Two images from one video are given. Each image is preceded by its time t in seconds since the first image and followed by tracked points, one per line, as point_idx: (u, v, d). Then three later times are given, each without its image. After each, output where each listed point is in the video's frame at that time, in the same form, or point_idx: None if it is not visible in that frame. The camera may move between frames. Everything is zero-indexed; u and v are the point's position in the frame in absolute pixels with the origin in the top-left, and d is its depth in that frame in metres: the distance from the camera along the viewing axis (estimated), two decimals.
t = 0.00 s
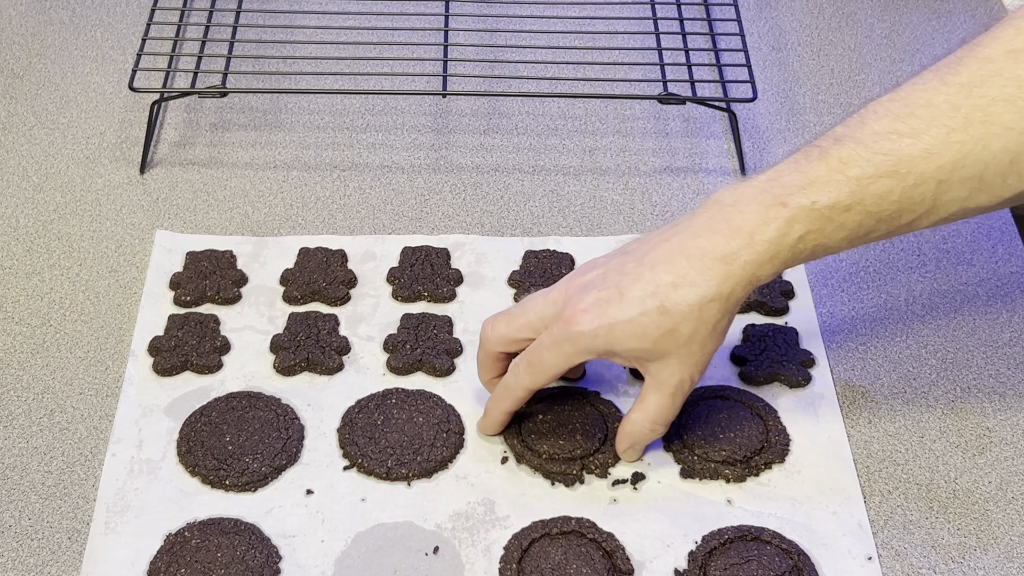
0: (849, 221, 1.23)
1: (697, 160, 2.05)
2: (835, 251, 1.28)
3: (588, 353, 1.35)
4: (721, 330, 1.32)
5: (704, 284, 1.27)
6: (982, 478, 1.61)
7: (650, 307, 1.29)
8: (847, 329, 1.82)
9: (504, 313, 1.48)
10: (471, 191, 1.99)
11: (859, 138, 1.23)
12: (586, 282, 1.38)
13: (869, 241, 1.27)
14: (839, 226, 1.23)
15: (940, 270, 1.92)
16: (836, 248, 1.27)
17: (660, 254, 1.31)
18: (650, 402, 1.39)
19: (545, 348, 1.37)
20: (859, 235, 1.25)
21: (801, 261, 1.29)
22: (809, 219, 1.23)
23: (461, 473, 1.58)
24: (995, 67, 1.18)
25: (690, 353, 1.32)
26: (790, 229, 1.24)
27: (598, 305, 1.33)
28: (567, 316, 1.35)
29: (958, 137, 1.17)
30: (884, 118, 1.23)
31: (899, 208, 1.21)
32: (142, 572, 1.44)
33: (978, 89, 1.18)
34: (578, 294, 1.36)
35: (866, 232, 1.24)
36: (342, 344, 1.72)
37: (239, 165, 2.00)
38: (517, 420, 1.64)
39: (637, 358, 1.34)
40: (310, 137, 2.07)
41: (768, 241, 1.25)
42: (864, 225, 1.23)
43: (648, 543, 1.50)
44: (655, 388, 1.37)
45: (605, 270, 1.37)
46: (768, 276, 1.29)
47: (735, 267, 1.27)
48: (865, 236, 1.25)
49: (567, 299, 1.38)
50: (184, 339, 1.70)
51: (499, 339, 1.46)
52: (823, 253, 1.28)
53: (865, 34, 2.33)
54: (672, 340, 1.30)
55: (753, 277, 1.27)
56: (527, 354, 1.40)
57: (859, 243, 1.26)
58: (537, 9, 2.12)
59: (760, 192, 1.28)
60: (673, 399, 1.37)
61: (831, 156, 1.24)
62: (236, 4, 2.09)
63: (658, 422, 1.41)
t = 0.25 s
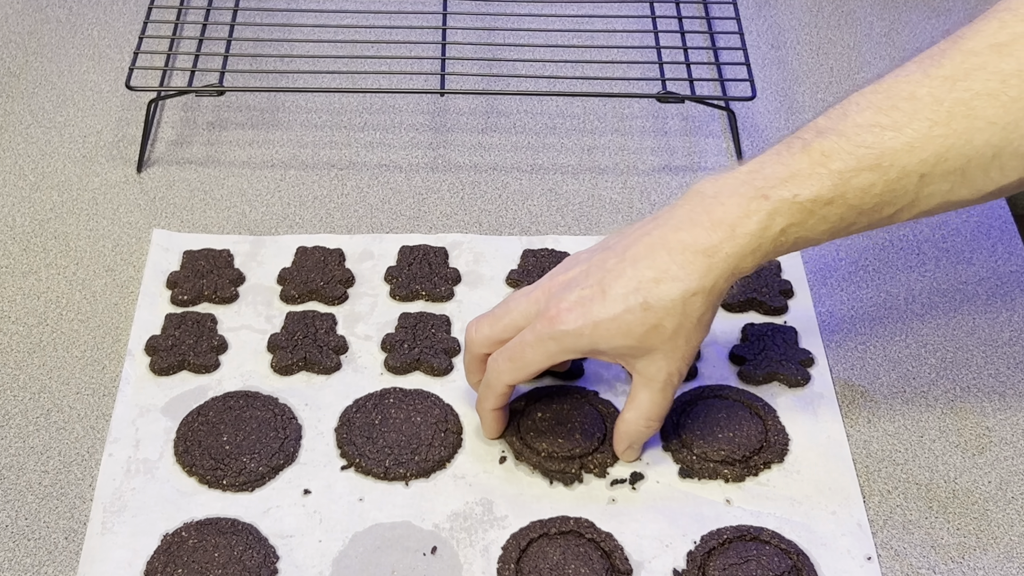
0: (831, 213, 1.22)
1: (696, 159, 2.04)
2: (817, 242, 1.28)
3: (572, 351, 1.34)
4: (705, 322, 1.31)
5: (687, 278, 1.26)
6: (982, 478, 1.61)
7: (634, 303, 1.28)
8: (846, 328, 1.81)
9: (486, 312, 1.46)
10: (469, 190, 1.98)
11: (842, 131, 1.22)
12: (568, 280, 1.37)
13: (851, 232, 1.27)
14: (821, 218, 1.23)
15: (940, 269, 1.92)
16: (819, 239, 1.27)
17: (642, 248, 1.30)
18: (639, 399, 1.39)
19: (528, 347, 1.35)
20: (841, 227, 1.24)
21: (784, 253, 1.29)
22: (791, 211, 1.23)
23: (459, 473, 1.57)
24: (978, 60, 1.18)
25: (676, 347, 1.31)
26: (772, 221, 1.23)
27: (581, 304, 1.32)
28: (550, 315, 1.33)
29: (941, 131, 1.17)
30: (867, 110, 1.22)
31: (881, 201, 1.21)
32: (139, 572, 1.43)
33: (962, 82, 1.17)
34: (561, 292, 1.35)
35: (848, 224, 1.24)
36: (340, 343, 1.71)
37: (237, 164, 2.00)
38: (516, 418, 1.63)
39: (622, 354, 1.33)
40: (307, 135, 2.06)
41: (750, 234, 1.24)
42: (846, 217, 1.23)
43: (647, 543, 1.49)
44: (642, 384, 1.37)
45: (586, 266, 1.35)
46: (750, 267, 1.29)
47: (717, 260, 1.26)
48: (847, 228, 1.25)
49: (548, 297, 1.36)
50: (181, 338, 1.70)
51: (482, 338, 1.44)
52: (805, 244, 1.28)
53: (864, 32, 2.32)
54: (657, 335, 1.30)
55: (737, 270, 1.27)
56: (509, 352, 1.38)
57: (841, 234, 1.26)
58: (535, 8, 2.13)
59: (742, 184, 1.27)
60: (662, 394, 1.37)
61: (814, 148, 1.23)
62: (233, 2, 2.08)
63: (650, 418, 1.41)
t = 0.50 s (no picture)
0: (814, 208, 1.22)
1: (694, 158, 2.04)
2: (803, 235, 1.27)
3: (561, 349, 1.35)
4: (692, 316, 1.31)
5: (671, 273, 1.26)
6: (981, 477, 1.60)
7: (618, 299, 1.29)
8: (846, 327, 1.80)
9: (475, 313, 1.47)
10: (468, 189, 1.98)
11: (825, 124, 1.21)
12: (553, 278, 1.37)
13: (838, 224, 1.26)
14: (804, 213, 1.22)
15: (939, 268, 1.91)
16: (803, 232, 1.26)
17: (625, 244, 1.30)
18: (632, 396, 1.39)
19: (516, 345, 1.36)
20: (824, 220, 1.24)
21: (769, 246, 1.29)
22: (774, 205, 1.22)
23: (457, 473, 1.57)
24: (962, 54, 1.15)
25: (663, 341, 1.31)
26: (755, 215, 1.22)
27: (568, 303, 1.33)
28: (538, 314, 1.35)
29: (925, 125, 1.15)
30: (851, 106, 1.20)
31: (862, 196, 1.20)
32: (136, 572, 1.43)
33: (946, 76, 1.15)
34: (546, 291, 1.35)
35: (831, 218, 1.24)
36: (338, 342, 1.71)
37: (234, 162, 1.99)
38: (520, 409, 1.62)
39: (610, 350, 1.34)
40: (305, 134, 2.05)
41: (734, 230, 1.24)
42: (829, 211, 1.22)
43: (646, 543, 1.49)
44: (632, 381, 1.37)
45: (572, 264, 1.36)
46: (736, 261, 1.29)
47: (701, 254, 1.25)
48: (831, 222, 1.25)
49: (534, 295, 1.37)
50: (178, 337, 1.69)
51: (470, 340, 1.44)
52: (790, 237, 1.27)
53: (863, 30, 2.32)
54: (643, 330, 1.30)
55: (720, 265, 1.26)
56: (496, 350, 1.38)
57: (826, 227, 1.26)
58: (533, 6, 2.14)
59: (725, 177, 1.26)
60: (651, 389, 1.37)
61: (798, 141, 1.22)
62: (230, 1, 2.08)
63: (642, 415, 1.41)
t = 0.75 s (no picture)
0: (805, 192, 1.21)
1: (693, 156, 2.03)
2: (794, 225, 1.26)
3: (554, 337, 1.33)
4: (686, 300, 1.28)
5: (662, 253, 1.25)
6: (981, 477, 1.60)
7: (609, 280, 1.27)
8: (845, 327, 1.80)
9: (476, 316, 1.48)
10: (466, 188, 1.97)
11: (819, 112, 1.22)
12: (549, 272, 1.38)
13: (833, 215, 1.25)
14: (794, 196, 1.22)
15: (939, 268, 1.90)
16: (794, 222, 1.25)
17: (618, 232, 1.30)
18: (625, 383, 1.33)
19: (510, 334, 1.36)
20: (816, 207, 1.22)
21: (760, 235, 1.27)
22: (765, 188, 1.22)
23: (456, 472, 1.56)
24: (957, 44, 1.17)
25: (655, 322, 1.28)
26: (745, 197, 1.22)
27: (561, 289, 1.32)
28: (531, 302, 1.34)
29: (918, 112, 1.15)
30: (845, 96, 1.22)
31: (851, 184, 1.20)
32: (133, 572, 1.42)
33: (939, 65, 1.17)
34: (541, 283, 1.36)
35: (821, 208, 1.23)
36: (335, 342, 1.70)
37: (232, 161, 1.99)
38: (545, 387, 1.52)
39: (603, 337, 1.31)
40: (302, 133, 2.05)
41: (724, 211, 1.23)
42: (818, 197, 1.21)
43: (644, 543, 1.48)
44: (626, 366, 1.32)
45: (567, 257, 1.36)
46: (729, 247, 1.27)
47: (692, 234, 1.24)
48: (822, 212, 1.23)
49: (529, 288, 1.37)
50: (175, 337, 1.69)
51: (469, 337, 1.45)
52: (782, 226, 1.26)
53: (863, 29, 2.31)
54: (636, 312, 1.27)
55: (712, 246, 1.25)
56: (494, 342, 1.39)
57: (818, 218, 1.24)
58: (531, 5, 2.14)
59: (717, 165, 1.27)
60: (645, 373, 1.31)
61: (789, 129, 1.23)
62: None
63: (635, 401, 1.34)
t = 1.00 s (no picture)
0: (812, 147, 1.20)
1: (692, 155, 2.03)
2: (804, 189, 1.24)
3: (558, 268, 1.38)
4: (682, 232, 1.25)
5: (661, 183, 1.27)
6: (981, 477, 1.59)
7: (606, 214, 1.31)
8: (845, 326, 1.79)
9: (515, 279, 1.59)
10: (464, 187, 1.97)
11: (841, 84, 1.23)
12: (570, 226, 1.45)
13: (846, 179, 1.21)
14: (800, 148, 1.20)
15: (938, 267, 1.90)
16: (803, 184, 1.23)
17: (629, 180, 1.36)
18: (609, 313, 1.28)
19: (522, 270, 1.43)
20: (822, 165, 1.20)
21: (769, 194, 1.25)
22: (772, 135, 1.22)
23: (454, 472, 1.56)
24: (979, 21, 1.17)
25: (643, 254, 1.26)
26: (749, 142, 1.23)
27: (565, 224, 1.38)
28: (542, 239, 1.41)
29: (933, 79, 1.14)
30: (854, 79, 1.22)
31: (857, 145, 1.18)
32: (130, 572, 1.42)
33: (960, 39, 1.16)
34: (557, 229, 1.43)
35: (827, 169, 1.21)
36: (333, 341, 1.69)
37: (229, 160, 1.98)
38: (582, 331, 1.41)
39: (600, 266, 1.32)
40: (300, 131, 2.04)
41: (727, 155, 1.23)
42: (825, 153, 1.19)
43: (643, 543, 1.48)
44: (613, 295, 1.28)
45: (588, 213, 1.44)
46: (735, 200, 1.25)
47: (691, 169, 1.26)
48: (829, 172, 1.21)
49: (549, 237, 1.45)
50: (173, 336, 1.68)
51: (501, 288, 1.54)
52: (791, 186, 1.23)
53: (862, 27, 2.31)
54: (627, 242, 1.28)
55: (712, 188, 1.24)
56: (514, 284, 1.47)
57: (827, 183, 1.22)
58: (530, 3, 2.13)
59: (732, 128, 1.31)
60: (626, 304, 1.27)
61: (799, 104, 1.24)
62: None
63: (611, 330, 1.28)
